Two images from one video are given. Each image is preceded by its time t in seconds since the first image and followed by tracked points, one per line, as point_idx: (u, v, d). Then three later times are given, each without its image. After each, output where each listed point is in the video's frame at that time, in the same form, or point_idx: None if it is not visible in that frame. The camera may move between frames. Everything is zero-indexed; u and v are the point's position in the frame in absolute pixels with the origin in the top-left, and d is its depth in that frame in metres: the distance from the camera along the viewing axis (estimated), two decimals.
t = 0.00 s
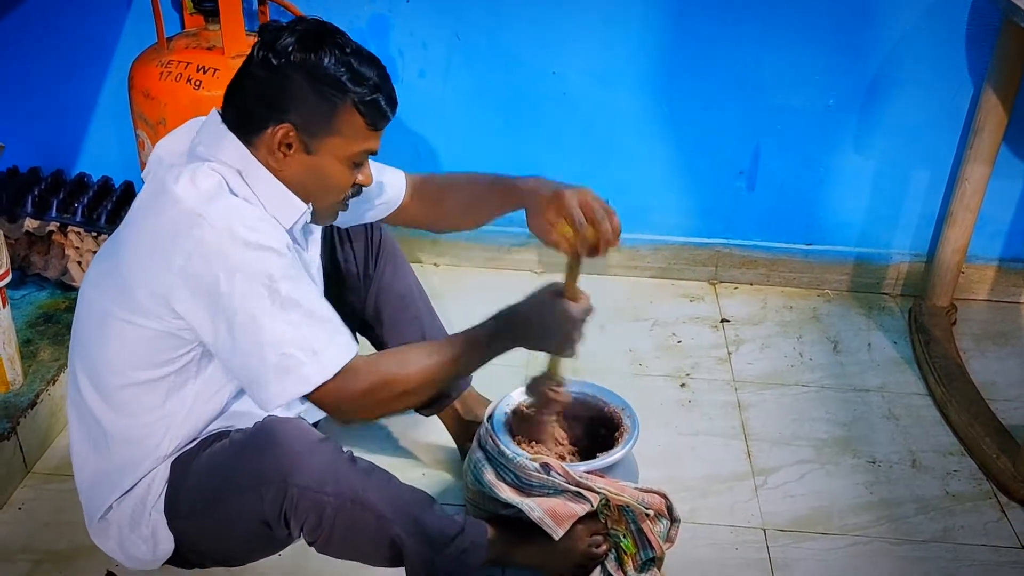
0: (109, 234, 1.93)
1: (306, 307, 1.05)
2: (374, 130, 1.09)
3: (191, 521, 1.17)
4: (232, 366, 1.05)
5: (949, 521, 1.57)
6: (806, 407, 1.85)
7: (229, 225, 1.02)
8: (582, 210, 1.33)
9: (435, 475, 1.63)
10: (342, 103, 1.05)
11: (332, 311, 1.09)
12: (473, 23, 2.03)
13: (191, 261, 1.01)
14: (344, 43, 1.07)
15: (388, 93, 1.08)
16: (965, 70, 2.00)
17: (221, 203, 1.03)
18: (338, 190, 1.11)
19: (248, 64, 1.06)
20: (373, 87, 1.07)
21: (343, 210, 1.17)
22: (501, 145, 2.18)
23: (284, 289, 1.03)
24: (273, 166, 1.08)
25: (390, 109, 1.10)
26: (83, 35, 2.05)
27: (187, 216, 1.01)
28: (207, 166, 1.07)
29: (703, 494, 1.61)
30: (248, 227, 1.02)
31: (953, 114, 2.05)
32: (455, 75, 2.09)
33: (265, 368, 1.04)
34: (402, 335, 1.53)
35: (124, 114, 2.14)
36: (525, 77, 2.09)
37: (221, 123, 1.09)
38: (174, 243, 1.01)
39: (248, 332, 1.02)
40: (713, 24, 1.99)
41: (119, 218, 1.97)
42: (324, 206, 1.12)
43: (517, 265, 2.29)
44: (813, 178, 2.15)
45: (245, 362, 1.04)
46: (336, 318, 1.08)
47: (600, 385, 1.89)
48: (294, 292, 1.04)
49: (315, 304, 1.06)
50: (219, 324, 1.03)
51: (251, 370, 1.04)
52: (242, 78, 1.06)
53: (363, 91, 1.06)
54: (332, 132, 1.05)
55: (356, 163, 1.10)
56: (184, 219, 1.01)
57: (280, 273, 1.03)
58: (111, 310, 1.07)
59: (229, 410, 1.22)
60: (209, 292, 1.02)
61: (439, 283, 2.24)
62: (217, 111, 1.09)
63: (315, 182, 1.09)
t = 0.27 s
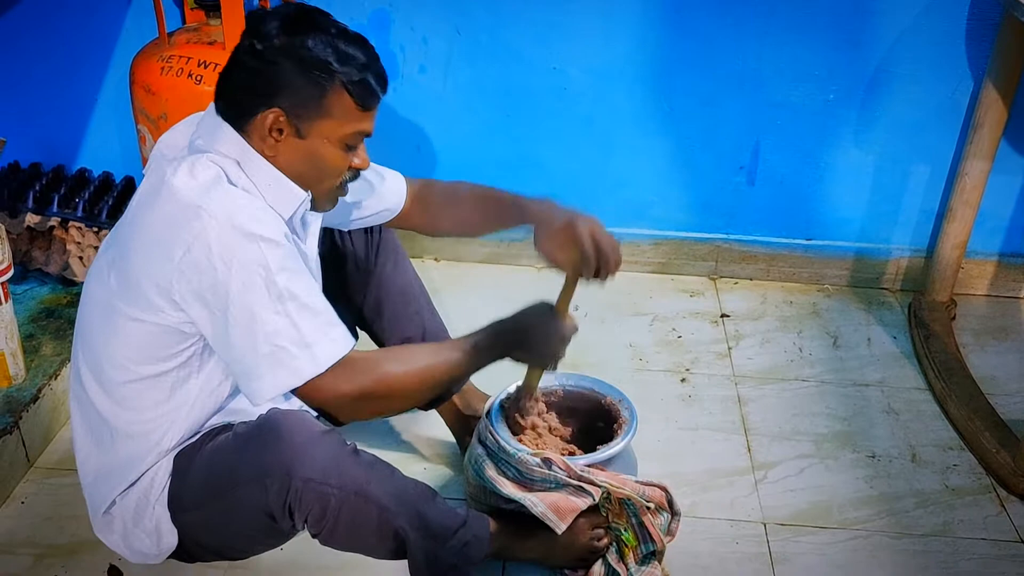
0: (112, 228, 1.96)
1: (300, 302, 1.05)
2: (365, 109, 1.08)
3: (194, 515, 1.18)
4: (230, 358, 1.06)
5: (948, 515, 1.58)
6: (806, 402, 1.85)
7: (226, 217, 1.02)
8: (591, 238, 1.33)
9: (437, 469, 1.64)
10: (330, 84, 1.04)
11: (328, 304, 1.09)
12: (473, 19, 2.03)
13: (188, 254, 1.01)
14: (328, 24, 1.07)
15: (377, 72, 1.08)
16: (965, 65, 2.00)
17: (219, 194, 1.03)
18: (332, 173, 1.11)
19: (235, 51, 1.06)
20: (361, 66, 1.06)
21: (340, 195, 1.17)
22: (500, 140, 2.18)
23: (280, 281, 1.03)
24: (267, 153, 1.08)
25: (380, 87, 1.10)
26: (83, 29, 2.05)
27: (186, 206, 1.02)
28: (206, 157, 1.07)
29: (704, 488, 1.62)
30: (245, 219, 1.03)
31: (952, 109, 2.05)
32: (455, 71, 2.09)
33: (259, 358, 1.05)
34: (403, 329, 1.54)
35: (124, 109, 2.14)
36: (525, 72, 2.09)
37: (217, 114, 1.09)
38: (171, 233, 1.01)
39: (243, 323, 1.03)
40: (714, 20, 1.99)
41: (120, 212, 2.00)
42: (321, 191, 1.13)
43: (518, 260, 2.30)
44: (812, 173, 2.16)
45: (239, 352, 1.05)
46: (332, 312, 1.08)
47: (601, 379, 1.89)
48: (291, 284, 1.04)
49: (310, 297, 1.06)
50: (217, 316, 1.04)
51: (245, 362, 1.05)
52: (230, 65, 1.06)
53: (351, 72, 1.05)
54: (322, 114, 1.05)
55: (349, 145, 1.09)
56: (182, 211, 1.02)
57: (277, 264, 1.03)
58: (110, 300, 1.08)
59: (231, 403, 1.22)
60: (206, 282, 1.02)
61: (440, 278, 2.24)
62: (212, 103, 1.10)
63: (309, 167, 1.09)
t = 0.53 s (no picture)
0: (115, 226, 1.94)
1: (328, 298, 1.05)
2: (387, 128, 1.09)
3: (199, 512, 1.18)
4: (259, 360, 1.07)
5: (950, 511, 1.58)
6: (807, 398, 1.86)
7: (247, 220, 1.02)
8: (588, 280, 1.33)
9: (441, 466, 1.64)
10: (358, 101, 1.05)
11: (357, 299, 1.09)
12: (475, 17, 2.03)
13: (211, 258, 1.01)
14: (361, 40, 1.08)
15: (402, 93, 1.09)
16: (967, 61, 2.00)
17: (241, 198, 1.03)
18: (347, 186, 1.12)
19: (267, 56, 1.07)
20: (387, 86, 1.07)
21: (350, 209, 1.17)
22: (502, 138, 2.18)
23: (305, 281, 1.03)
24: (285, 161, 1.08)
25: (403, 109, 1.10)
26: (85, 28, 2.05)
27: (207, 212, 1.01)
28: (223, 163, 1.07)
29: (707, 485, 1.62)
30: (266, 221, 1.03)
31: (954, 106, 2.05)
32: (457, 68, 2.10)
33: (297, 356, 1.07)
34: (407, 327, 1.54)
35: (126, 107, 2.14)
36: (527, 70, 2.09)
37: (237, 116, 1.09)
38: (193, 239, 1.01)
39: (276, 323, 1.04)
40: (715, 17, 1.99)
41: (124, 210, 1.99)
42: (333, 202, 1.13)
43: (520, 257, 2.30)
44: (814, 170, 2.16)
45: (276, 353, 1.07)
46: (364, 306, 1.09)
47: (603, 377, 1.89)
48: (320, 283, 1.04)
49: (339, 292, 1.06)
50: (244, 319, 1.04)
51: (280, 360, 1.07)
52: (258, 70, 1.07)
53: (378, 90, 1.06)
54: (346, 128, 1.06)
55: (366, 162, 1.10)
56: (202, 216, 1.01)
57: (302, 264, 1.03)
58: (126, 308, 1.07)
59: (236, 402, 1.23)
60: (232, 287, 1.02)
61: (442, 275, 2.25)
62: (231, 104, 1.10)
63: (325, 177, 1.10)
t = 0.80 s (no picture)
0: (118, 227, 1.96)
1: (304, 301, 1.04)
2: (393, 134, 1.10)
3: (200, 513, 1.18)
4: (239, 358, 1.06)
5: (953, 512, 1.58)
6: (810, 399, 1.86)
7: (233, 213, 1.02)
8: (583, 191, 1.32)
9: (444, 466, 1.64)
10: (368, 106, 1.06)
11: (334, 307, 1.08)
12: (477, 18, 2.03)
13: (195, 247, 1.01)
14: (370, 46, 1.08)
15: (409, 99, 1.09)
16: (970, 63, 2.00)
17: (229, 191, 1.04)
18: (352, 189, 1.12)
19: (276, 59, 1.07)
20: (396, 92, 1.08)
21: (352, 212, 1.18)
22: (502, 138, 2.18)
23: (285, 279, 1.03)
24: (292, 162, 1.08)
25: (409, 114, 1.11)
26: (89, 29, 2.05)
27: (195, 202, 1.02)
28: (219, 157, 1.07)
29: (709, 485, 1.62)
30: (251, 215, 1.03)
31: (957, 107, 2.05)
32: (459, 69, 2.10)
33: (266, 358, 1.04)
34: (410, 327, 1.54)
35: (129, 108, 2.14)
36: (528, 70, 2.09)
37: (238, 116, 1.10)
38: (180, 228, 1.02)
39: (249, 321, 1.03)
40: (717, 18, 1.99)
41: (126, 211, 2.00)
42: (334, 201, 1.13)
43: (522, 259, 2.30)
44: (816, 171, 2.16)
45: (248, 352, 1.05)
46: (340, 315, 1.08)
47: (606, 378, 1.89)
48: (298, 283, 1.04)
49: (315, 298, 1.05)
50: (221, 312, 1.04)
51: (253, 360, 1.05)
52: (267, 72, 1.07)
53: (388, 96, 1.07)
54: (354, 133, 1.06)
55: (372, 166, 1.11)
56: (190, 206, 1.02)
57: (282, 263, 1.03)
58: (117, 295, 1.09)
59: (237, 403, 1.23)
60: (211, 278, 1.02)
61: (444, 276, 2.25)
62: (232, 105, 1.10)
63: (331, 180, 1.10)
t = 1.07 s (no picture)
0: (121, 225, 1.96)
1: (320, 303, 1.05)
2: (390, 119, 1.09)
3: (203, 510, 1.18)
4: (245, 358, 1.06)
5: (955, 511, 1.58)
6: (812, 398, 1.86)
7: (245, 216, 1.02)
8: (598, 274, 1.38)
9: (446, 464, 1.64)
10: (360, 93, 1.05)
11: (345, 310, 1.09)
12: (478, 16, 2.03)
13: (207, 251, 1.01)
14: (358, 34, 1.08)
15: (403, 83, 1.09)
16: (973, 61, 1.99)
17: (240, 195, 1.04)
18: (353, 181, 1.12)
19: (265, 56, 1.07)
20: (387, 76, 1.07)
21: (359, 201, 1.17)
22: (504, 137, 2.18)
23: (300, 282, 1.03)
24: (292, 159, 1.08)
25: (405, 98, 1.11)
26: (92, 27, 2.06)
27: (207, 207, 1.02)
28: (229, 159, 1.07)
29: (710, 484, 1.62)
30: (263, 220, 1.03)
31: (960, 105, 2.05)
32: (461, 68, 2.10)
33: (279, 359, 1.06)
34: (413, 325, 1.55)
35: (132, 107, 2.15)
36: (530, 68, 2.09)
37: (241, 116, 1.09)
38: (193, 235, 1.02)
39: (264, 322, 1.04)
40: (719, 16, 1.99)
41: (130, 210, 2.00)
42: (338, 198, 1.13)
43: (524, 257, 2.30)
44: (819, 170, 2.16)
45: (258, 353, 1.05)
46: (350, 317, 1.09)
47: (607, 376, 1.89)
48: (311, 286, 1.04)
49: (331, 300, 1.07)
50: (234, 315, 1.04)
51: (263, 362, 1.06)
52: (257, 72, 1.07)
53: (380, 82, 1.06)
54: (349, 122, 1.06)
55: (372, 153, 1.10)
56: (201, 209, 1.02)
57: (297, 266, 1.03)
58: (128, 301, 1.08)
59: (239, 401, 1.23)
60: (224, 281, 1.03)
61: (447, 275, 2.25)
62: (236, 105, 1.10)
63: (332, 173, 1.10)
